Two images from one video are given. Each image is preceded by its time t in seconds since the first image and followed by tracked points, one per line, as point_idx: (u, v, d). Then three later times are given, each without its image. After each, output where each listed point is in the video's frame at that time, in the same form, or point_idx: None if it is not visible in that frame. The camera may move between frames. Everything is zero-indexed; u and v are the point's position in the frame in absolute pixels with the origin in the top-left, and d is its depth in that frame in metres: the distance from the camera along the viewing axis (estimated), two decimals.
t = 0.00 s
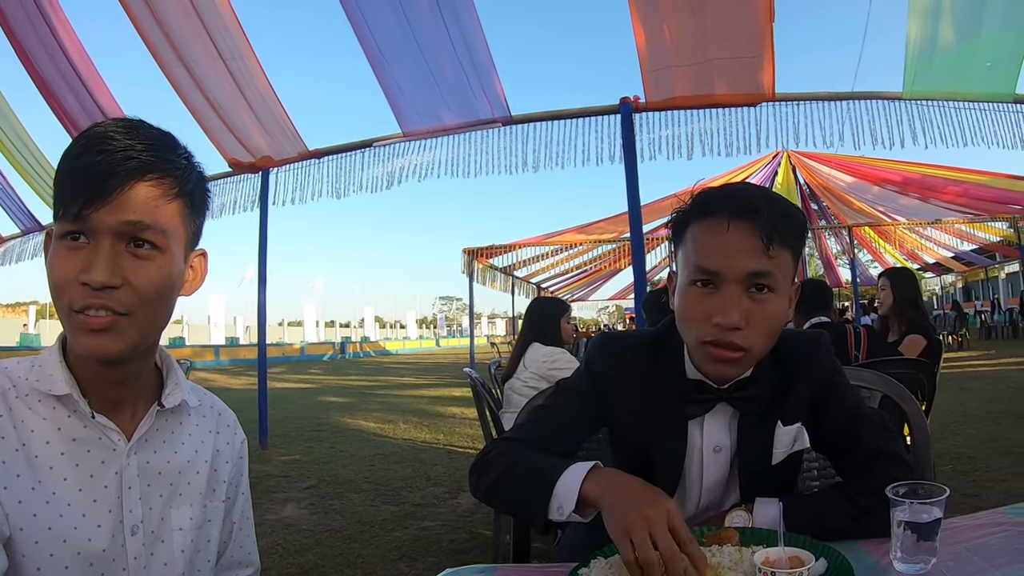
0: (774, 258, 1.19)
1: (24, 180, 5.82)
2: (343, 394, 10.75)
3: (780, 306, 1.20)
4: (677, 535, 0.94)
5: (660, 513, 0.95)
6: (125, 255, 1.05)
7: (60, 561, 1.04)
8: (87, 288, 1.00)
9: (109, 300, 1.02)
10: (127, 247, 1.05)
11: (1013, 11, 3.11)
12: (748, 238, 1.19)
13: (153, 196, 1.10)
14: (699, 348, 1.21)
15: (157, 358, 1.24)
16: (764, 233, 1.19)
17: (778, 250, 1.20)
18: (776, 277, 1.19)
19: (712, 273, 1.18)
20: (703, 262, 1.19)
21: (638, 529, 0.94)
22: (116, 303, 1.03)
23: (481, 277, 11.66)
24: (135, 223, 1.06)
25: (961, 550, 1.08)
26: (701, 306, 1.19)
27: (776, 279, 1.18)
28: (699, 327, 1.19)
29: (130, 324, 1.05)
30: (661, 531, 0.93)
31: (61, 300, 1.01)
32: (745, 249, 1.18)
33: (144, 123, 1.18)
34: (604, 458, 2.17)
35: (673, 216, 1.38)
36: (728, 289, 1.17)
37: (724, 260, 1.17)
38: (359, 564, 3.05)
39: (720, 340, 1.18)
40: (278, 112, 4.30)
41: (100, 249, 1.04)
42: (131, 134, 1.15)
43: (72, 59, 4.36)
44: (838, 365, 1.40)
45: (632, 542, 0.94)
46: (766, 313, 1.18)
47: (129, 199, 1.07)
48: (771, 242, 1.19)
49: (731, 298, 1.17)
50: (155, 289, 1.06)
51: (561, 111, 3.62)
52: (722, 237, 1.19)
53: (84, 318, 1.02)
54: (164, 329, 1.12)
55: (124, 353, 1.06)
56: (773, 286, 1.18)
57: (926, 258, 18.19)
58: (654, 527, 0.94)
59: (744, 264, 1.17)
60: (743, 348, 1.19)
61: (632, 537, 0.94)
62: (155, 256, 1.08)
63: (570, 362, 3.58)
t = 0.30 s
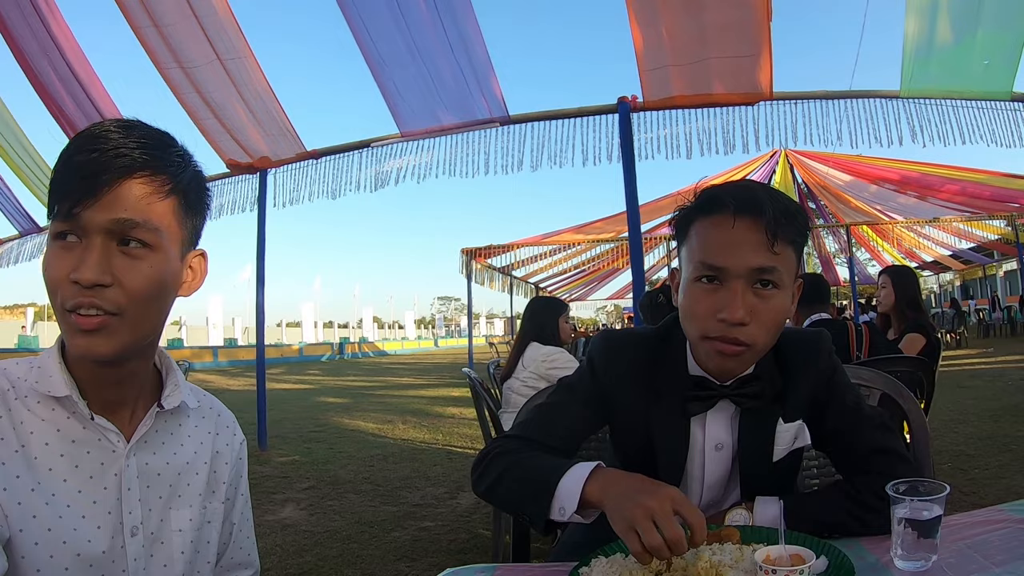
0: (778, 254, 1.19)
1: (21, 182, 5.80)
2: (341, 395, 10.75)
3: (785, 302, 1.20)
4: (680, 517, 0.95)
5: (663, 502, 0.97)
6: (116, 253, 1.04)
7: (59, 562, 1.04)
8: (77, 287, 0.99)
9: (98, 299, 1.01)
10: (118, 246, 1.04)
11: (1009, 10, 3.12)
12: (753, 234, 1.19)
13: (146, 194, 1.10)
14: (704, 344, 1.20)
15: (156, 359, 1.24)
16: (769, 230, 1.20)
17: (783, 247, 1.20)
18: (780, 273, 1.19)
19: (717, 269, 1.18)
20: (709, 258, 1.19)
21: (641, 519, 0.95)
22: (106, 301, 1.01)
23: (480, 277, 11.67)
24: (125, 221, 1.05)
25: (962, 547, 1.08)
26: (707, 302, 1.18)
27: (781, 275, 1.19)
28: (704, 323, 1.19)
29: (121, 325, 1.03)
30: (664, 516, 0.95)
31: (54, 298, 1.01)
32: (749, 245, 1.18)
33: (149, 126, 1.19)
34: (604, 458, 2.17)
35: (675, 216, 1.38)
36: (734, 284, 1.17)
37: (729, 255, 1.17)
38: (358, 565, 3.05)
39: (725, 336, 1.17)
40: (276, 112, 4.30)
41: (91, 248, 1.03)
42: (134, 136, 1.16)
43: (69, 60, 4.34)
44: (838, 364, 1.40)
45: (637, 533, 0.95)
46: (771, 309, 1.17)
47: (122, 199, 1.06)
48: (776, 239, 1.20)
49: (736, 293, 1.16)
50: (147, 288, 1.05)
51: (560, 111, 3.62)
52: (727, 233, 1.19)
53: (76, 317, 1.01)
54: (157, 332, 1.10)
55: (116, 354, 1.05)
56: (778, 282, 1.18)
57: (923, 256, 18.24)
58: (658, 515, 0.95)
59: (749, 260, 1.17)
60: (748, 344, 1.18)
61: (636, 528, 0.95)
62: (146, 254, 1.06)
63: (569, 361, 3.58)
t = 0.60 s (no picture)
0: (781, 255, 1.19)
1: (18, 183, 5.79)
2: (339, 395, 10.74)
3: (787, 302, 1.20)
4: (678, 522, 0.94)
5: (661, 506, 0.96)
6: (90, 251, 1.03)
7: (58, 563, 1.03)
8: (53, 284, 0.99)
9: (71, 297, 1.00)
10: (92, 243, 1.03)
11: (1008, 9, 3.14)
12: (756, 235, 1.19)
13: (131, 193, 1.08)
14: (706, 345, 1.20)
15: (156, 360, 1.23)
16: (772, 231, 1.20)
17: (785, 248, 1.20)
18: (783, 274, 1.18)
19: (720, 270, 1.17)
20: (711, 260, 1.18)
21: (637, 523, 0.94)
22: (78, 300, 1.00)
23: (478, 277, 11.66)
24: (96, 218, 1.04)
25: (960, 547, 1.08)
26: (710, 303, 1.18)
27: (784, 276, 1.18)
28: (706, 323, 1.18)
29: (97, 325, 1.02)
30: (661, 521, 0.94)
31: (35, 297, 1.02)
32: (752, 246, 1.18)
33: (145, 127, 1.19)
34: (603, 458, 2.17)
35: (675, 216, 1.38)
36: (737, 286, 1.17)
37: (732, 257, 1.17)
38: (356, 565, 3.05)
39: (728, 338, 1.17)
40: (274, 111, 4.29)
41: (67, 246, 1.02)
42: (131, 136, 1.15)
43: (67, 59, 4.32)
44: (836, 363, 1.40)
45: (634, 539, 0.94)
46: (773, 310, 1.17)
47: (108, 197, 1.06)
48: (779, 240, 1.20)
49: (739, 294, 1.16)
50: (121, 285, 1.03)
51: (557, 111, 3.62)
52: (730, 234, 1.19)
53: (54, 316, 1.01)
54: (140, 333, 1.08)
55: (96, 354, 1.04)
56: (781, 283, 1.18)
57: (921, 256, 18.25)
58: (655, 520, 0.94)
59: (752, 261, 1.16)
60: (750, 345, 1.18)
61: (633, 532, 0.94)
62: (121, 251, 1.04)
63: (566, 361, 3.58)
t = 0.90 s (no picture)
0: (786, 255, 1.19)
1: (17, 184, 5.77)
2: (339, 396, 10.74)
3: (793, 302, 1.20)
4: (677, 521, 0.94)
5: (660, 506, 0.96)
6: (89, 253, 1.02)
7: (55, 564, 1.03)
8: (52, 287, 0.99)
9: (72, 299, 1.00)
10: (91, 245, 1.03)
11: (1006, 6, 3.15)
12: (761, 236, 1.18)
13: (127, 194, 1.07)
14: (713, 347, 1.20)
15: (153, 360, 1.23)
16: (776, 231, 1.19)
17: (790, 249, 1.20)
18: (788, 274, 1.18)
19: (726, 272, 1.17)
20: (717, 261, 1.18)
21: (637, 521, 0.94)
22: (78, 302, 1.00)
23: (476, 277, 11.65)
24: (95, 220, 1.03)
25: (959, 545, 1.08)
26: (716, 304, 1.17)
27: (789, 276, 1.18)
28: (713, 325, 1.18)
29: (96, 328, 1.02)
30: (661, 519, 0.94)
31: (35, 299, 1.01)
32: (758, 246, 1.17)
33: (141, 128, 1.19)
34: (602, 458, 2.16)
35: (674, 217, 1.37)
36: (744, 287, 1.16)
37: (738, 258, 1.16)
38: (356, 565, 3.04)
39: (735, 339, 1.16)
40: (272, 111, 4.28)
41: (66, 247, 1.02)
42: (128, 137, 1.15)
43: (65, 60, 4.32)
44: (835, 361, 1.39)
45: (634, 539, 0.93)
46: (780, 310, 1.17)
47: (108, 199, 1.05)
48: (784, 240, 1.19)
49: (746, 295, 1.16)
50: (121, 287, 1.03)
51: (556, 110, 3.62)
52: (735, 234, 1.18)
53: (53, 318, 1.01)
54: (138, 333, 1.08)
55: (94, 356, 1.03)
56: (786, 283, 1.18)
57: (920, 255, 18.26)
58: (655, 518, 0.94)
59: (758, 261, 1.16)
60: (758, 346, 1.17)
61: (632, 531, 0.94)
62: (120, 253, 1.04)
63: (566, 361, 3.58)
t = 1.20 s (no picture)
0: (786, 255, 1.19)
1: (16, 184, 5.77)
2: (338, 395, 10.74)
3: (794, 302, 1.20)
4: (677, 517, 0.94)
5: (660, 502, 0.95)
6: (88, 263, 1.02)
7: (55, 565, 1.03)
8: (51, 298, 0.98)
9: (71, 309, 0.99)
10: (89, 255, 1.02)
11: (1005, 6, 3.16)
12: (761, 236, 1.18)
13: (117, 198, 1.07)
14: (715, 348, 1.19)
15: (152, 360, 1.23)
16: (777, 231, 1.19)
17: (790, 250, 1.20)
18: (789, 274, 1.18)
19: (727, 272, 1.16)
20: (718, 261, 1.17)
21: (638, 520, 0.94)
22: (79, 312, 1.00)
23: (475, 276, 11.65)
24: (92, 228, 1.02)
25: (959, 545, 1.08)
26: (718, 305, 1.17)
27: (790, 276, 1.18)
28: (715, 326, 1.17)
29: (98, 338, 1.02)
30: (661, 516, 0.94)
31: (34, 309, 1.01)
32: (758, 246, 1.17)
33: (134, 129, 1.18)
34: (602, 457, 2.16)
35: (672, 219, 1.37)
36: (745, 287, 1.15)
37: (740, 258, 1.16)
38: (356, 565, 3.04)
39: (737, 339, 1.16)
40: (272, 111, 4.28)
41: (63, 258, 1.01)
42: (123, 141, 1.15)
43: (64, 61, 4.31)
44: (835, 360, 1.39)
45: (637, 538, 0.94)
46: (781, 309, 1.16)
47: (104, 200, 1.05)
48: (784, 240, 1.20)
49: (748, 295, 1.15)
50: (120, 294, 1.02)
51: (555, 110, 3.61)
52: (735, 235, 1.18)
53: (53, 328, 1.00)
54: (138, 341, 1.08)
55: (98, 363, 1.04)
56: (787, 282, 1.18)
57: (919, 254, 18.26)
58: (654, 515, 0.94)
59: (759, 261, 1.16)
60: (760, 346, 1.17)
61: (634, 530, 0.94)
62: (119, 261, 1.04)
63: (564, 361, 3.58)
